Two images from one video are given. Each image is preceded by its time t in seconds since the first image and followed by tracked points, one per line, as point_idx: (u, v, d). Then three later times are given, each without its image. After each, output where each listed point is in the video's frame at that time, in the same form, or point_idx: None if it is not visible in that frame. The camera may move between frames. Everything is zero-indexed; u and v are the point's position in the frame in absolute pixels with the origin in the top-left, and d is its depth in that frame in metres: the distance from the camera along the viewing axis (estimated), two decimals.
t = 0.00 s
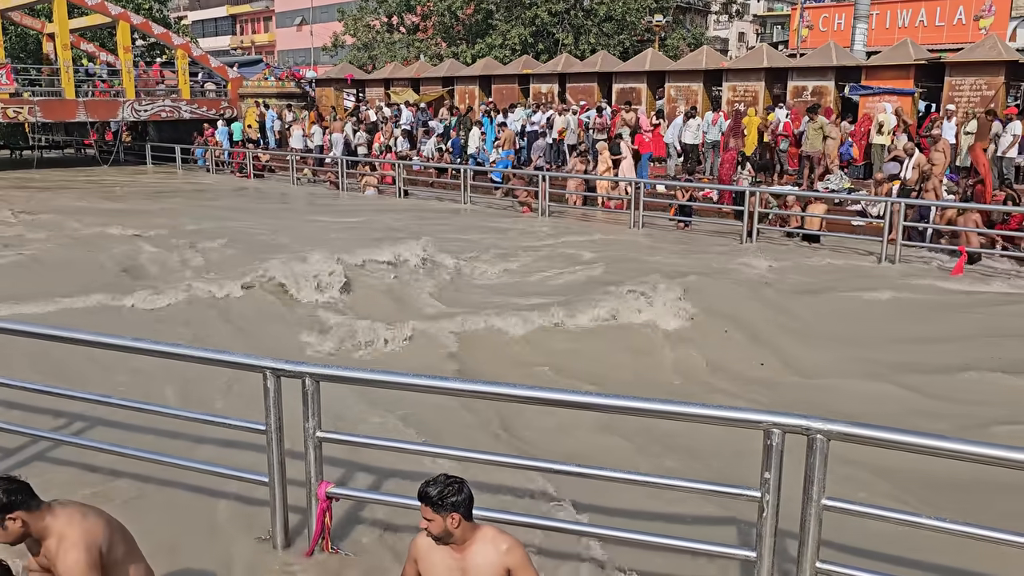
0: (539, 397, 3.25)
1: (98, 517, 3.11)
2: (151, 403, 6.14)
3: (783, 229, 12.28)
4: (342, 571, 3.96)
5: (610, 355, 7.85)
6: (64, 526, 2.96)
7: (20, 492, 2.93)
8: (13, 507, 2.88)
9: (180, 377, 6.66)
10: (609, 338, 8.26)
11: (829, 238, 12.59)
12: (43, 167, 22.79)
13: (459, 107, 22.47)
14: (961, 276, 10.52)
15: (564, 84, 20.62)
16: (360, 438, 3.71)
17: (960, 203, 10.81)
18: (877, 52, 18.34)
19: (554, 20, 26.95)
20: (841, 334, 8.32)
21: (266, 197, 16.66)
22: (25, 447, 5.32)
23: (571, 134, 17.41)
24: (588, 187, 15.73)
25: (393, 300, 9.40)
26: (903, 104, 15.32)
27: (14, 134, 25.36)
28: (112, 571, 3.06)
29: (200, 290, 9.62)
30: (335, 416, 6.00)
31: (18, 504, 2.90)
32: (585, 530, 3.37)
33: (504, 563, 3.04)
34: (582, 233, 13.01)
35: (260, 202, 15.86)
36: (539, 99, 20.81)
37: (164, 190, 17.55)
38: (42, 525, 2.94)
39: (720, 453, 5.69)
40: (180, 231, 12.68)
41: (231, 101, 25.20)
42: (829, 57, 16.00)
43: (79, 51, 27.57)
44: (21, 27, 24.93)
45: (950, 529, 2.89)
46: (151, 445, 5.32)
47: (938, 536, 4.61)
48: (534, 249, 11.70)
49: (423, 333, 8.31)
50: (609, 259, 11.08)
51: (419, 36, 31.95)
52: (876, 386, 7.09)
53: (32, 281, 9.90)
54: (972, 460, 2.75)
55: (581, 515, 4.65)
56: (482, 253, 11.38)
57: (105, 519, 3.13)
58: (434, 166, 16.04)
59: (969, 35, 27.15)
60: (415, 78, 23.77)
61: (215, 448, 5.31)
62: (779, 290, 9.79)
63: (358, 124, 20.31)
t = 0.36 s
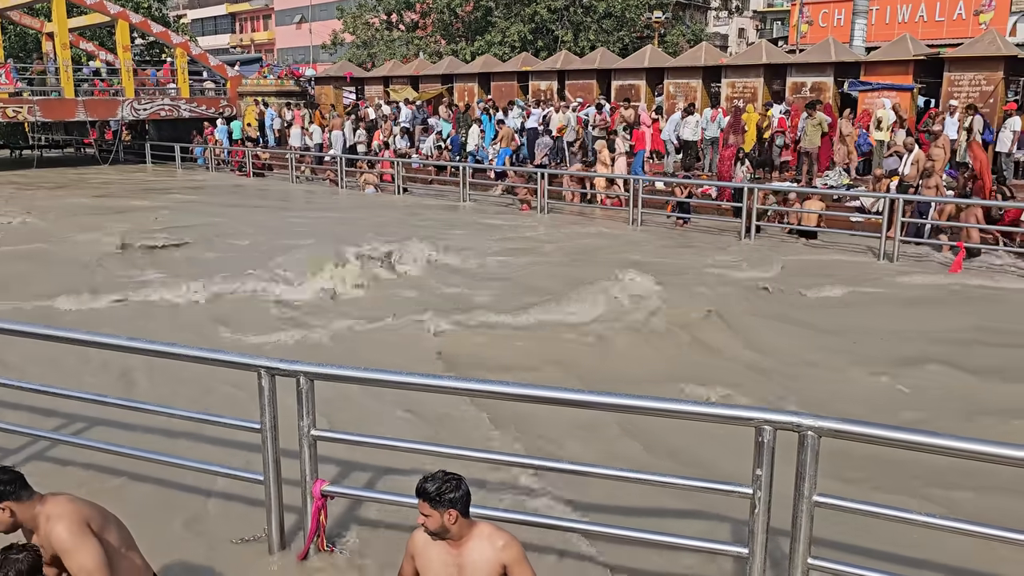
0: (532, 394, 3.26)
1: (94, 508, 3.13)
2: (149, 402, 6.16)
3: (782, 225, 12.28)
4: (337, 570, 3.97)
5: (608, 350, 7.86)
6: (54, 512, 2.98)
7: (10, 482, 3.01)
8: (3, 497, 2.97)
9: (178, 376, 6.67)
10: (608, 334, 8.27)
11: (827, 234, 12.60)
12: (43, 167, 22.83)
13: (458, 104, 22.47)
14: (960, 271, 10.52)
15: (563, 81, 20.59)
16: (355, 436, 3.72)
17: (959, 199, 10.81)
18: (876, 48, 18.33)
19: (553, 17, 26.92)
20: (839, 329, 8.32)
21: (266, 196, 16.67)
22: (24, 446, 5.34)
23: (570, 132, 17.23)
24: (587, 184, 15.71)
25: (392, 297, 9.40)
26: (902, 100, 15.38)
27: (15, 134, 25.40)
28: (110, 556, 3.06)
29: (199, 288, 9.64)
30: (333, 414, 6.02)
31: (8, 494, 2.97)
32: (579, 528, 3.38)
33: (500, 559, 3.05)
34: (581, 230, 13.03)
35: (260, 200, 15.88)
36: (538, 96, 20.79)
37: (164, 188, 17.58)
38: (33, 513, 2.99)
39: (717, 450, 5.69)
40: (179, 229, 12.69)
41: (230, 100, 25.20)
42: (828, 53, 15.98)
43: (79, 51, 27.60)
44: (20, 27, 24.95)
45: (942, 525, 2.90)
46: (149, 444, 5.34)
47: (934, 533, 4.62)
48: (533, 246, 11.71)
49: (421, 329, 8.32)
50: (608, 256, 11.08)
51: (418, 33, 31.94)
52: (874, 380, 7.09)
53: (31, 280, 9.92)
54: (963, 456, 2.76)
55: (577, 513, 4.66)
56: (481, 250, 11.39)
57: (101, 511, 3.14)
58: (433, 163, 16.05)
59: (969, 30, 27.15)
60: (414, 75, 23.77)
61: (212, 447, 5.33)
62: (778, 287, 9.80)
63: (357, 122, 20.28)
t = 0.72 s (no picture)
0: (519, 388, 3.27)
1: (87, 498, 3.08)
2: (140, 399, 6.16)
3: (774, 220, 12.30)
4: (327, 566, 3.98)
5: (600, 345, 7.87)
6: (40, 503, 2.96)
7: (11, 462, 3.00)
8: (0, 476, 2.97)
9: (168, 372, 6.68)
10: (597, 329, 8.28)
11: (819, 229, 12.62)
12: (37, 164, 22.79)
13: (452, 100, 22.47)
14: (952, 265, 10.55)
15: (557, 77, 20.58)
16: (344, 431, 3.73)
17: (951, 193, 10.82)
18: (868, 43, 18.37)
19: (548, 12, 26.90)
20: (830, 323, 8.34)
21: (260, 192, 16.66)
22: (15, 442, 5.34)
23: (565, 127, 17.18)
24: (581, 180, 15.74)
25: (384, 293, 9.39)
26: (895, 94, 15.40)
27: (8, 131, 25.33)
28: (89, 554, 3.03)
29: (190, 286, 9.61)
30: (323, 410, 6.03)
31: (7, 473, 2.98)
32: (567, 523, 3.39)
33: (492, 552, 3.07)
34: (574, 226, 13.03)
35: (254, 197, 15.87)
36: (532, 92, 20.79)
37: (158, 184, 17.54)
38: (26, 497, 2.99)
39: (707, 443, 5.75)
40: (171, 226, 12.66)
41: (224, 97, 25.15)
42: (822, 47, 15.97)
43: (72, 48, 27.52)
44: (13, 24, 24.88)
45: (924, 516, 2.92)
46: (140, 440, 5.35)
47: (921, 525, 4.65)
48: (526, 242, 11.73)
49: (413, 325, 8.31)
50: (601, 250, 11.10)
51: (413, 29, 31.90)
52: (864, 374, 7.12)
53: (24, 277, 9.91)
54: (945, 448, 2.78)
55: (570, 508, 4.68)
56: (474, 246, 11.40)
57: (94, 502, 3.10)
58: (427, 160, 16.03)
59: (964, 24, 27.14)
60: (408, 71, 23.75)
61: (203, 443, 5.33)
62: (768, 282, 9.83)
63: (351, 118, 20.27)
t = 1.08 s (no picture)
0: (497, 380, 3.29)
1: (83, 511, 2.99)
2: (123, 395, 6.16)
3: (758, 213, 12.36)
4: (309, 559, 3.99)
5: (584, 339, 7.91)
6: None
7: None
8: None
9: (152, 368, 6.67)
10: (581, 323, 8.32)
11: (803, 222, 12.69)
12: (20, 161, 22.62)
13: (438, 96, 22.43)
14: (934, 257, 10.63)
15: (543, 71, 20.59)
16: (324, 425, 3.74)
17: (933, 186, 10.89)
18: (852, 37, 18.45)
19: (534, 7, 26.86)
20: (812, 316, 8.40)
21: (245, 187, 16.61)
22: None
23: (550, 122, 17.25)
24: (567, 175, 15.80)
25: (369, 288, 9.39)
26: (878, 88, 15.49)
27: None
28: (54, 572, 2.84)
29: (174, 282, 9.57)
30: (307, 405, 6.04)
31: None
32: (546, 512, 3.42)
33: (476, 543, 3.11)
34: (560, 220, 13.05)
35: (240, 192, 15.81)
36: (518, 86, 20.79)
37: (143, 180, 17.44)
38: None
39: (689, 434, 5.80)
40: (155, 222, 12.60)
41: (209, 93, 25.03)
42: (806, 41, 16.04)
43: (55, 45, 27.31)
44: None
45: (896, 503, 2.96)
46: (122, 437, 5.34)
47: (899, 514, 4.70)
48: (511, 236, 11.74)
49: (397, 320, 8.32)
50: (587, 244, 11.13)
51: (399, 24, 31.81)
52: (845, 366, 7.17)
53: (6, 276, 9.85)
54: (914, 435, 2.82)
55: (551, 499, 4.71)
56: (459, 240, 11.40)
57: (90, 514, 3.00)
58: (413, 155, 15.99)
59: (947, 18, 27.22)
60: (394, 67, 23.69)
61: (185, 439, 5.33)
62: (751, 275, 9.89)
63: (337, 113, 20.24)
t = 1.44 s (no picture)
0: (470, 373, 3.30)
1: (65, 540, 2.53)
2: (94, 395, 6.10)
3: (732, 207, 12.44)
4: (284, 557, 3.99)
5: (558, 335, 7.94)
6: None
7: None
8: None
9: (124, 368, 6.60)
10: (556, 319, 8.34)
11: (777, 215, 12.79)
12: None
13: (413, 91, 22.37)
14: (905, 248, 10.75)
15: (518, 67, 20.59)
16: (297, 421, 3.73)
17: (905, 178, 11.00)
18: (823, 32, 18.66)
19: (509, 2, 26.81)
20: (785, 309, 8.48)
21: (219, 184, 16.46)
22: None
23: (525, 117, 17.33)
24: (543, 170, 15.86)
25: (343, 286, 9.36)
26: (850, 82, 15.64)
27: None
28: None
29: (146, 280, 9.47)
30: (281, 403, 6.01)
31: None
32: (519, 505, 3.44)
33: (454, 535, 3.14)
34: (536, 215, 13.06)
35: (214, 189, 15.66)
36: (493, 82, 20.78)
37: (114, 178, 17.22)
38: None
39: (662, 426, 5.85)
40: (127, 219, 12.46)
41: (181, 89, 24.78)
42: (778, 36, 16.15)
43: (24, 41, 26.90)
44: None
45: (863, 490, 3.00)
46: (95, 436, 5.29)
47: (871, 503, 4.77)
48: (487, 231, 11.75)
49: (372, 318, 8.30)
50: (562, 239, 11.15)
51: (373, 19, 31.65)
52: (817, 358, 7.26)
53: None
54: (880, 423, 2.86)
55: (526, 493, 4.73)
56: (434, 235, 11.39)
57: (75, 542, 2.54)
58: (388, 151, 15.94)
59: (917, 12, 27.49)
60: (368, 62, 23.57)
61: (158, 438, 5.29)
62: (725, 269, 9.96)
63: (312, 109, 20.14)
